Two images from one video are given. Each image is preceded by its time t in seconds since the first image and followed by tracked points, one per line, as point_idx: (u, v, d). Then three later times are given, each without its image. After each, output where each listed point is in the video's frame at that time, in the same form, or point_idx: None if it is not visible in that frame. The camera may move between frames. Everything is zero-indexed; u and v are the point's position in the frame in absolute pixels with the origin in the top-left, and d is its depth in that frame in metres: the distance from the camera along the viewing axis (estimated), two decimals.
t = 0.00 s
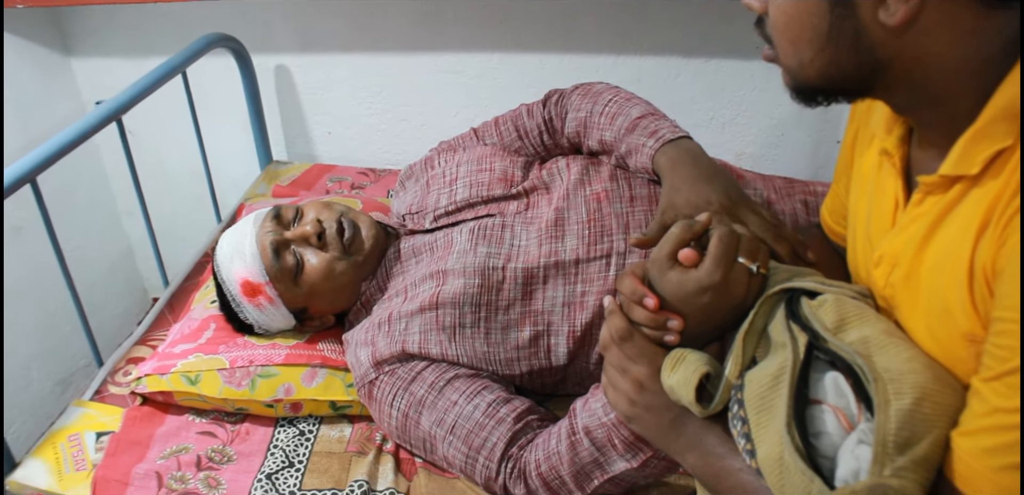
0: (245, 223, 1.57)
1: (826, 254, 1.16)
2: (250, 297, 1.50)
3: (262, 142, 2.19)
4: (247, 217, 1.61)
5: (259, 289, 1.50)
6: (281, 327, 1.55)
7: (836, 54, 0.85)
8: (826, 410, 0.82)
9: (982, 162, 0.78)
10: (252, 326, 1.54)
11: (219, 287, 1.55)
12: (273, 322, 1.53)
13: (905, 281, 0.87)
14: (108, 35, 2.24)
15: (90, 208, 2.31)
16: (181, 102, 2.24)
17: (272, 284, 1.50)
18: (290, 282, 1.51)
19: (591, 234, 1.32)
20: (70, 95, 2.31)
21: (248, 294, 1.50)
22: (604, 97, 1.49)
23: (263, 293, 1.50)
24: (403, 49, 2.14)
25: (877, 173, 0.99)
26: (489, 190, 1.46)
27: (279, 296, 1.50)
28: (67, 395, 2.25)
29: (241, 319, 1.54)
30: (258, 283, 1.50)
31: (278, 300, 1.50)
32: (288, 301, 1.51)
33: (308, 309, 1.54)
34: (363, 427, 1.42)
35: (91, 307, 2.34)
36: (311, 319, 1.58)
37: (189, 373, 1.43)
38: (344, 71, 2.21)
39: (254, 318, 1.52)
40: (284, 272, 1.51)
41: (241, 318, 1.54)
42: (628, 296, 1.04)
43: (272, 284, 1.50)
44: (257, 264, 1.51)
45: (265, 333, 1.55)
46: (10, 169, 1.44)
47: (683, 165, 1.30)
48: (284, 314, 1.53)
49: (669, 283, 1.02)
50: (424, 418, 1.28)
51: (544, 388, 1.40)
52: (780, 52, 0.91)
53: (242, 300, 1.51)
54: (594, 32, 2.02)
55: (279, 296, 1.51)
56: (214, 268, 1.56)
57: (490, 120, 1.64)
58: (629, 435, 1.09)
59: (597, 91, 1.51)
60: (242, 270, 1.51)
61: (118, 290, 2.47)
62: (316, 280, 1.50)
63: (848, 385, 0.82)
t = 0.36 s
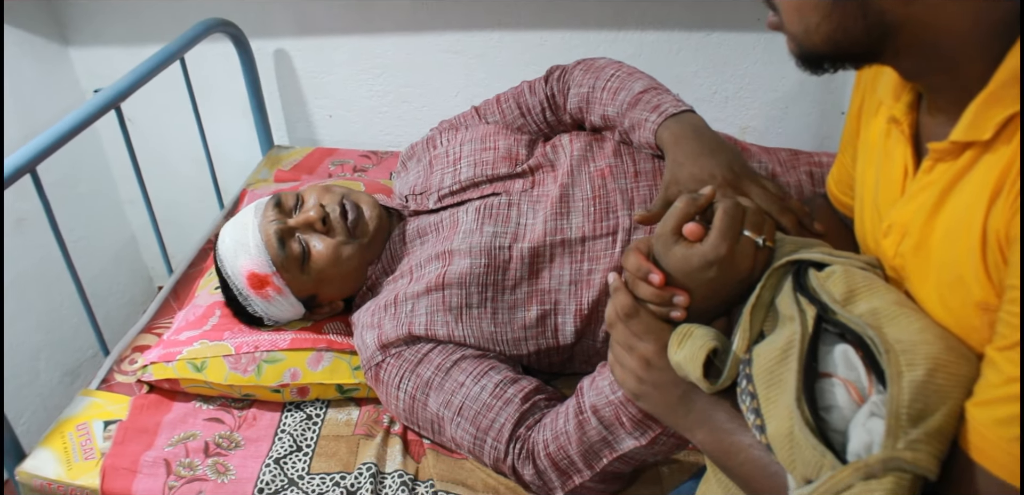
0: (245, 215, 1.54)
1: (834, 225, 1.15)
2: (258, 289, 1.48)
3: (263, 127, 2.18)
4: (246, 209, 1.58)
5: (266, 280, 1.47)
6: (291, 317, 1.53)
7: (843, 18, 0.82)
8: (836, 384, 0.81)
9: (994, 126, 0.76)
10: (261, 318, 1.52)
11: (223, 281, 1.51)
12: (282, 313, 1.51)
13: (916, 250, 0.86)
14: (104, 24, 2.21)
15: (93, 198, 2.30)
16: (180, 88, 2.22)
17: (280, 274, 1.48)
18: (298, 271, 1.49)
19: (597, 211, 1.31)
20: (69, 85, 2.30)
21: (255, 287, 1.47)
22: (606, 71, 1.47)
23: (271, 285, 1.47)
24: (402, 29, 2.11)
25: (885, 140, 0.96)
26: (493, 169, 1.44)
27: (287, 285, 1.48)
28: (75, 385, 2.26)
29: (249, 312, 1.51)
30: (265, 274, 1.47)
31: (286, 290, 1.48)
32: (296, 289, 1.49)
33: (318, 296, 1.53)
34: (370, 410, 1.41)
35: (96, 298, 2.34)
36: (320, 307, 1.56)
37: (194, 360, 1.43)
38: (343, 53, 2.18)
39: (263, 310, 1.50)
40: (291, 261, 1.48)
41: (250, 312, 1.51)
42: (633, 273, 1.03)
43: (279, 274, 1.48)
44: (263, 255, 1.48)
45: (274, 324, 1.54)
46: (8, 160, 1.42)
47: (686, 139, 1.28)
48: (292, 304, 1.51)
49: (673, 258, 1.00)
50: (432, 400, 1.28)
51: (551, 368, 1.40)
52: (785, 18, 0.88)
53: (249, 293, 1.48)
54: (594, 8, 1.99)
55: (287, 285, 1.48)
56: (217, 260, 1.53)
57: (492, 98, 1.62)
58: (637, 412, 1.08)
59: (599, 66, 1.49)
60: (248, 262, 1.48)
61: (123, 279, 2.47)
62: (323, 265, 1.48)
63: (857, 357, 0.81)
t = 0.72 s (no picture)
0: (243, 213, 1.55)
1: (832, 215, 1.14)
2: (254, 287, 1.48)
3: (262, 121, 2.18)
4: (243, 207, 1.58)
5: (262, 279, 1.48)
6: (289, 314, 1.54)
7: (838, 7, 0.82)
8: (831, 373, 0.82)
9: (990, 111, 0.75)
10: (258, 316, 1.53)
11: (221, 279, 1.52)
12: (279, 310, 1.52)
13: (911, 238, 0.85)
14: (103, 20, 2.21)
15: (93, 194, 2.31)
16: (179, 84, 2.22)
17: (275, 272, 1.48)
18: (294, 269, 1.49)
19: (596, 205, 1.30)
20: (69, 81, 2.30)
21: (252, 285, 1.48)
22: (602, 61, 1.46)
23: (267, 283, 1.48)
24: (401, 23, 2.11)
25: (882, 129, 0.96)
26: (491, 162, 1.43)
27: (283, 283, 1.49)
28: (77, 382, 2.27)
29: (246, 309, 1.52)
30: (261, 273, 1.48)
31: (282, 288, 1.49)
32: (292, 287, 1.50)
33: (314, 294, 1.54)
34: (369, 404, 1.41)
35: (97, 294, 2.35)
36: (318, 304, 1.57)
37: (193, 355, 1.43)
38: (341, 48, 2.18)
39: (260, 308, 1.51)
40: (287, 260, 1.48)
41: (247, 309, 1.52)
42: (629, 262, 1.03)
43: (275, 273, 1.48)
44: (259, 254, 1.48)
45: (271, 320, 1.54)
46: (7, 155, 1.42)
47: (681, 129, 1.27)
48: (289, 301, 1.51)
49: (668, 248, 1.00)
50: (431, 394, 1.27)
51: (551, 361, 1.39)
52: (781, 7, 0.87)
53: (246, 291, 1.49)
54: None
55: (283, 284, 1.49)
56: (215, 259, 1.54)
57: (489, 90, 1.61)
58: (635, 404, 1.08)
59: (595, 56, 1.48)
60: (244, 261, 1.48)
61: (124, 276, 2.47)
62: (318, 264, 1.49)
63: (852, 348, 0.81)
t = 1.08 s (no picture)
0: (238, 219, 1.55)
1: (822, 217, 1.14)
2: (251, 294, 1.49)
3: (258, 124, 2.18)
4: (238, 212, 1.58)
5: (259, 286, 1.48)
6: (285, 318, 1.54)
7: (824, 7, 0.80)
8: (816, 374, 0.82)
9: (974, 111, 0.75)
10: (255, 321, 1.54)
11: (216, 285, 1.53)
12: (275, 315, 1.53)
13: (897, 237, 0.86)
14: (101, 24, 2.22)
15: (91, 198, 2.31)
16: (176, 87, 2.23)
17: (272, 279, 1.49)
18: (290, 277, 1.50)
19: (589, 206, 1.31)
20: (67, 85, 2.31)
21: (248, 292, 1.49)
22: (597, 67, 1.46)
23: (264, 290, 1.49)
24: (396, 25, 2.12)
25: (869, 129, 0.96)
26: (486, 165, 1.44)
27: (279, 290, 1.50)
28: (75, 384, 2.28)
29: (242, 315, 1.53)
30: (257, 280, 1.48)
31: (279, 295, 1.50)
32: (289, 294, 1.51)
33: (310, 300, 1.54)
34: (364, 406, 1.42)
35: (95, 297, 2.36)
36: (315, 309, 1.57)
37: (189, 358, 1.44)
38: (337, 51, 2.19)
39: (256, 314, 1.52)
40: (283, 267, 1.49)
41: (243, 315, 1.53)
42: (621, 266, 1.04)
43: (271, 280, 1.49)
44: (256, 262, 1.49)
45: (268, 325, 1.55)
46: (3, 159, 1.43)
47: (674, 137, 1.28)
48: (285, 307, 1.52)
49: (661, 251, 1.01)
50: (426, 395, 1.28)
51: (545, 362, 1.40)
52: (767, 6, 0.85)
53: (243, 297, 1.50)
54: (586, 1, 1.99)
55: (279, 291, 1.50)
56: (210, 264, 1.54)
57: (485, 93, 1.62)
58: (626, 405, 1.08)
59: (591, 61, 1.49)
60: (240, 269, 1.49)
61: (122, 279, 2.48)
62: (315, 270, 1.50)
63: (837, 348, 0.82)
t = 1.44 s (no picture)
0: (233, 217, 1.57)
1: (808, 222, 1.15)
2: (242, 289, 1.50)
3: (255, 128, 2.19)
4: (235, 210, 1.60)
5: (251, 281, 1.50)
6: (277, 318, 1.56)
7: (807, 15, 0.79)
8: (800, 377, 0.83)
9: (954, 118, 0.76)
10: (247, 319, 1.55)
11: (210, 281, 1.54)
12: (267, 313, 1.54)
13: (881, 242, 0.87)
14: (98, 28, 2.23)
15: (88, 201, 2.32)
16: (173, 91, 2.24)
17: (264, 275, 1.50)
18: (282, 272, 1.51)
19: (579, 210, 1.31)
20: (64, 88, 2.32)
21: (240, 287, 1.50)
22: (590, 74, 1.48)
23: (255, 285, 1.50)
24: (392, 30, 2.13)
25: (855, 135, 0.97)
26: (476, 169, 1.45)
27: (271, 286, 1.51)
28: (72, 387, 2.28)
29: (234, 312, 1.54)
30: (249, 275, 1.50)
31: (270, 291, 1.51)
32: (281, 291, 1.52)
33: (301, 299, 1.55)
34: (356, 409, 1.43)
35: (92, 299, 2.36)
36: (306, 309, 1.58)
37: (183, 361, 1.44)
38: (333, 55, 2.20)
39: (248, 311, 1.53)
40: (276, 262, 1.51)
41: (235, 311, 1.54)
42: (608, 269, 1.04)
43: (263, 275, 1.50)
44: (248, 256, 1.50)
45: (259, 324, 1.56)
46: None
47: (663, 144, 1.29)
48: (277, 305, 1.53)
49: (646, 253, 1.02)
50: (417, 398, 1.29)
51: (535, 365, 1.40)
52: (752, 13, 0.85)
53: (235, 293, 1.51)
54: (581, 6, 2.00)
55: (271, 286, 1.51)
56: (204, 261, 1.56)
57: (479, 99, 1.63)
58: (614, 408, 1.09)
59: (584, 68, 1.50)
60: (233, 263, 1.50)
61: (119, 282, 2.49)
62: (307, 268, 1.51)
63: (821, 351, 0.83)
